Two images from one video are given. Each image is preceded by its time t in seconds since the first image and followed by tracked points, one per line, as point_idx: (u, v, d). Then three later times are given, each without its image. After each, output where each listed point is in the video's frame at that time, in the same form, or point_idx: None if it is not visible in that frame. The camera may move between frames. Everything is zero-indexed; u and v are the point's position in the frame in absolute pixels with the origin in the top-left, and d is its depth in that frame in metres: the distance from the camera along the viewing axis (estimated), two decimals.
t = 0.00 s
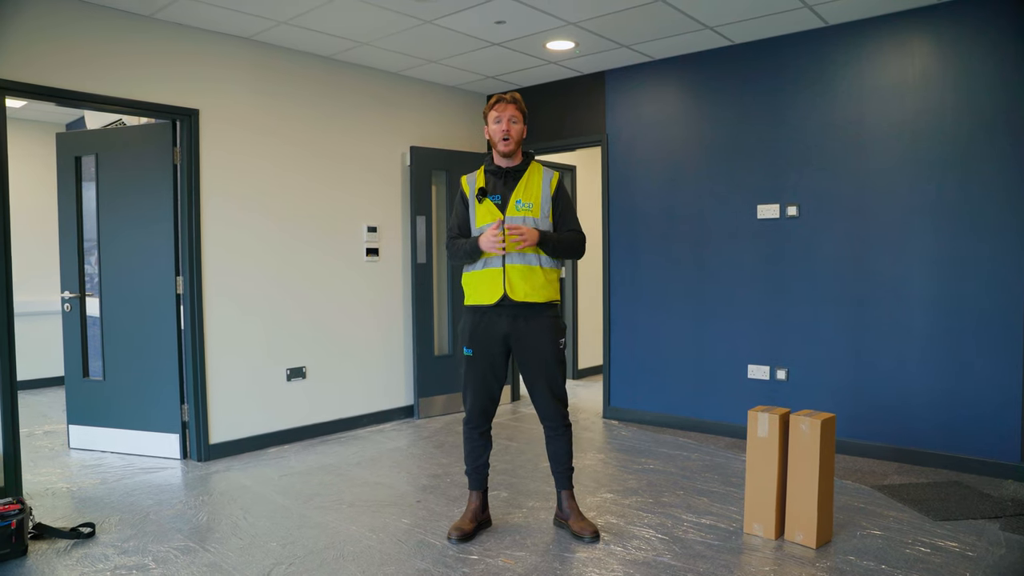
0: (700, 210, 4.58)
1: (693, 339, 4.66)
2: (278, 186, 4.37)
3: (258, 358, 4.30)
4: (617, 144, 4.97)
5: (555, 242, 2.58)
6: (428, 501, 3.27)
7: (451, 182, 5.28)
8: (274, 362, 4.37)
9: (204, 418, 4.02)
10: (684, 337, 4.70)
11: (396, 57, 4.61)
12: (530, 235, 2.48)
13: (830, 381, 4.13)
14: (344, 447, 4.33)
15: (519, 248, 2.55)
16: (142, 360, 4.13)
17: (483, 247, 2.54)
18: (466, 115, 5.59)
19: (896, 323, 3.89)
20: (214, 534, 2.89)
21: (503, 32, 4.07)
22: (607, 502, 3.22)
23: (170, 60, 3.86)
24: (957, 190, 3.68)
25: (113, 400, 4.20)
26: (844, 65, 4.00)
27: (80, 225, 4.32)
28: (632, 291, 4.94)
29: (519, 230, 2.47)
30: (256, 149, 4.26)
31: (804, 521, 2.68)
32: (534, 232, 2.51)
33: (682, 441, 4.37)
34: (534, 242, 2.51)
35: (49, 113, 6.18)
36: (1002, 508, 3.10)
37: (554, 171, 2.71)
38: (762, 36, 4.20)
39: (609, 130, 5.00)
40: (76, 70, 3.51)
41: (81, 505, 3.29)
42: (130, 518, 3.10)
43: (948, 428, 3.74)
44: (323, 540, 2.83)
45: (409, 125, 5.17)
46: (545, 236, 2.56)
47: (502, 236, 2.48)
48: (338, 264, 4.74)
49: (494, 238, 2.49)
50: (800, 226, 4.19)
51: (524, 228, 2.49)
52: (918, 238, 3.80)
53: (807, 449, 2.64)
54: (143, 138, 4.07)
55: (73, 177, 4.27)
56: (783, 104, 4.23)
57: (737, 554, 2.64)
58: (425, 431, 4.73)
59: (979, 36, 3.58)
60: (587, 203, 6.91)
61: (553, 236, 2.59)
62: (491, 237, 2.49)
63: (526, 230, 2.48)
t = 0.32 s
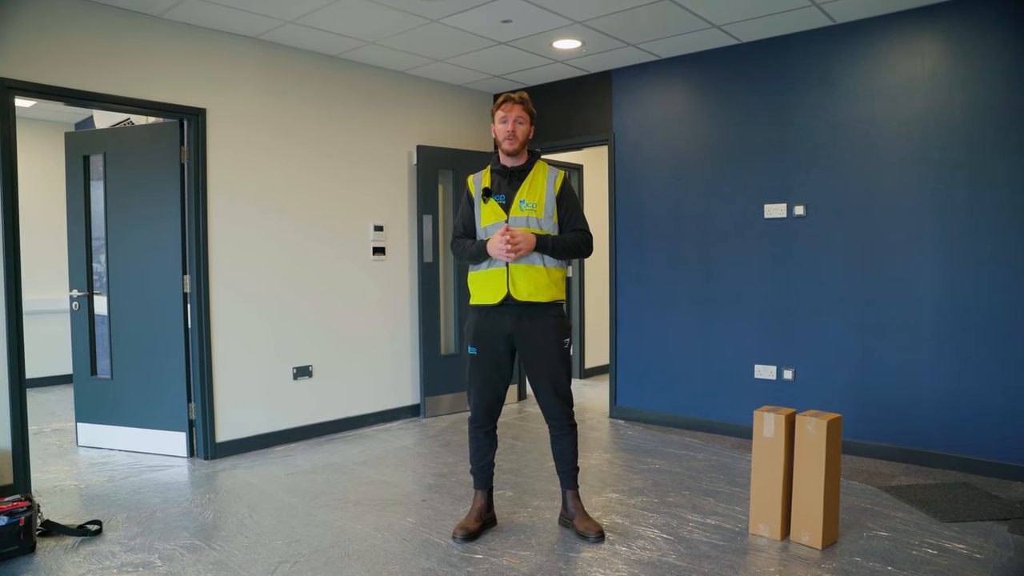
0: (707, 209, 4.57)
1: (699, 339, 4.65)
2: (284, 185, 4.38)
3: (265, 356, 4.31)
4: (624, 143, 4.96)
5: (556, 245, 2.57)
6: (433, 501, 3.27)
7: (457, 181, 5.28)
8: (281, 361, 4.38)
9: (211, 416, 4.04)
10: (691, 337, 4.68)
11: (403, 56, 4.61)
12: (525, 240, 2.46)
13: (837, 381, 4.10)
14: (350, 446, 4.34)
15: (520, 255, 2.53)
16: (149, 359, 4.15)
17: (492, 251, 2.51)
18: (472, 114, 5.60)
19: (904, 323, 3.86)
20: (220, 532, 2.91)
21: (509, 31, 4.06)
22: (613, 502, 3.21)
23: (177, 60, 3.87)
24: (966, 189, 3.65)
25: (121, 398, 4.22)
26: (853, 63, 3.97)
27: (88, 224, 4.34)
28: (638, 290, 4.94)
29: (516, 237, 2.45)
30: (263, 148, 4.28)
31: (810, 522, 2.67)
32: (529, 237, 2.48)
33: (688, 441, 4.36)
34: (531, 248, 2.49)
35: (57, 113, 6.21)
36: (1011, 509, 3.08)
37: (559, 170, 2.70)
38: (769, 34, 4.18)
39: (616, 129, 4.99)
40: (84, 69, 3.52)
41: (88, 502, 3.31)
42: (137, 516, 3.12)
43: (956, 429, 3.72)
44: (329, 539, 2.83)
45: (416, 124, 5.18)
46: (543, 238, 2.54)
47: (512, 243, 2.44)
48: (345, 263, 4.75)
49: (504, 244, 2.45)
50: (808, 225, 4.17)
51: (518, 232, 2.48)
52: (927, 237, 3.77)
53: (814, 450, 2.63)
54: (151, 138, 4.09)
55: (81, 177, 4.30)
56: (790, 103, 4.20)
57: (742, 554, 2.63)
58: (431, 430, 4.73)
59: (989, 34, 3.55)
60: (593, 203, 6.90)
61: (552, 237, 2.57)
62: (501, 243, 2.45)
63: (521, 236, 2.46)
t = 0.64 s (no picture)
0: (711, 209, 4.56)
1: (703, 338, 4.64)
2: (289, 183, 4.39)
3: (269, 354, 4.32)
4: (629, 142, 4.95)
5: (563, 245, 2.58)
6: (436, 499, 3.28)
7: (461, 179, 5.28)
8: (285, 360, 4.39)
9: (215, 414, 4.05)
10: (695, 337, 4.67)
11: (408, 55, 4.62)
12: (538, 238, 2.45)
13: (842, 381, 4.09)
14: (354, 444, 4.35)
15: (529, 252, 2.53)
16: (154, 356, 4.17)
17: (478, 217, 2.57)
18: (477, 113, 5.60)
19: (909, 323, 3.84)
20: (223, 530, 2.91)
21: (514, 30, 4.06)
22: (616, 502, 3.21)
23: (182, 59, 3.88)
24: (972, 189, 3.63)
25: (126, 395, 4.24)
26: (859, 62, 3.95)
27: (94, 222, 4.35)
28: (643, 290, 4.93)
29: (529, 233, 2.43)
30: (268, 147, 4.28)
31: (812, 523, 2.66)
32: (542, 236, 2.48)
33: (692, 441, 4.35)
34: (541, 247, 2.48)
35: (63, 111, 6.24)
36: (1016, 511, 3.06)
37: (564, 170, 2.71)
38: (775, 33, 4.17)
39: (621, 128, 4.98)
40: (89, 68, 3.54)
41: (93, 499, 3.32)
42: (140, 513, 3.13)
43: (963, 430, 3.69)
44: (331, 536, 2.84)
45: (421, 123, 5.18)
46: (551, 239, 2.54)
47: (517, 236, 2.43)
48: (349, 261, 4.75)
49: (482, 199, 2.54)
50: (813, 225, 4.15)
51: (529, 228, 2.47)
52: (932, 237, 3.75)
53: (817, 451, 2.62)
54: (157, 136, 4.10)
55: (87, 175, 4.31)
56: (796, 102, 4.19)
57: (745, 555, 2.63)
58: (435, 429, 4.73)
59: (997, 34, 3.53)
60: (598, 202, 6.90)
61: (558, 237, 2.58)
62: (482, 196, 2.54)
63: (534, 233, 2.45)
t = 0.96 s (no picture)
0: (718, 206, 4.54)
1: (709, 336, 4.63)
2: (295, 181, 4.40)
3: (275, 351, 4.34)
4: (634, 139, 4.93)
5: (570, 243, 2.57)
6: (440, 496, 3.28)
7: (467, 177, 5.28)
8: (290, 356, 4.40)
9: (221, 411, 4.07)
10: (701, 335, 4.66)
11: (413, 52, 4.61)
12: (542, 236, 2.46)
13: (849, 380, 4.06)
14: (359, 441, 4.36)
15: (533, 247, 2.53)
16: (160, 353, 4.18)
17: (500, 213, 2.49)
18: (483, 111, 5.59)
19: (917, 322, 3.82)
20: (228, 526, 2.92)
21: (519, 27, 4.05)
22: (620, 500, 3.20)
23: (188, 57, 3.89)
24: (981, 186, 3.60)
25: (132, 391, 4.26)
26: (867, 59, 3.92)
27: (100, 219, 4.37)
28: (648, 287, 4.91)
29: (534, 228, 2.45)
30: (273, 144, 4.29)
31: (817, 522, 2.65)
32: (546, 232, 2.49)
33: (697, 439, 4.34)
34: (546, 243, 2.49)
35: (70, 108, 6.26)
36: None
37: (569, 168, 2.70)
38: (783, 30, 4.14)
39: (627, 125, 4.96)
40: (95, 66, 3.54)
41: (99, 495, 3.34)
42: (146, 509, 3.15)
43: (971, 429, 3.67)
44: (335, 533, 2.84)
45: (426, 120, 5.18)
46: (556, 236, 2.54)
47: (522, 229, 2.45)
48: (354, 259, 4.75)
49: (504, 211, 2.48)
50: (819, 223, 4.13)
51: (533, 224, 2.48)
52: (940, 235, 3.73)
53: (821, 449, 2.61)
54: (163, 133, 4.11)
55: (94, 172, 4.33)
56: (803, 99, 4.16)
57: (749, 553, 2.62)
58: (440, 426, 4.74)
59: (1006, 29, 3.49)
60: (604, 200, 6.88)
61: (564, 234, 2.57)
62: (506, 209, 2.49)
63: (538, 230, 2.46)
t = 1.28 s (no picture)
0: (724, 206, 4.52)
1: (714, 337, 4.61)
2: (300, 180, 4.40)
3: (280, 350, 4.35)
4: (640, 139, 4.92)
5: (574, 243, 2.56)
6: (444, 497, 3.28)
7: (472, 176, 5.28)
8: (295, 356, 4.41)
9: (225, 410, 4.08)
10: (706, 335, 4.65)
11: (418, 52, 4.62)
12: (546, 238, 2.46)
13: (855, 381, 4.04)
14: (364, 440, 4.37)
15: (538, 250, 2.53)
16: (165, 352, 4.20)
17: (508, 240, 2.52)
18: (488, 110, 5.59)
19: (923, 323, 3.79)
20: (232, 525, 2.93)
21: (524, 27, 4.05)
22: (624, 501, 3.19)
23: (194, 57, 3.90)
24: (990, 186, 3.57)
25: (138, 390, 4.28)
26: (873, 58, 3.90)
27: (107, 218, 4.38)
28: (654, 287, 4.90)
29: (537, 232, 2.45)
30: (279, 144, 4.30)
31: (822, 524, 2.63)
32: (549, 235, 2.49)
33: (702, 440, 4.32)
34: (549, 245, 2.49)
35: (78, 108, 6.28)
36: None
37: (573, 168, 2.69)
38: (789, 29, 4.12)
39: (632, 125, 4.95)
40: (102, 66, 3.56)
41: (105, 493, 3.36)
42: (150, 507, 3.16)
43: (976, 431, 3.65)
44: (338, 533, 2.85)
45: (432, 119, 5.18)
46: (561, 236, 2.53)
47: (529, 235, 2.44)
48: (358, 258, 4.75)
49: (520, 234, 2.44)
50: (826, 224, 4.11)
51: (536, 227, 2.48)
52: (948, 235, 3.70)
53: (826, 452, 2.60)
54: (169, 133, 4.13)
55: (100, 172, 4.35)
56: (809, 99, 4.14)
57: (753, 555, 2.61)
58: (445, 426, 4.74)
59: (1015, 28, 3.46)
60: (610, 200, 6.87)
61: (569, 235, 2.56)
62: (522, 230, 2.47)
63: (541, 232, 2.46)
